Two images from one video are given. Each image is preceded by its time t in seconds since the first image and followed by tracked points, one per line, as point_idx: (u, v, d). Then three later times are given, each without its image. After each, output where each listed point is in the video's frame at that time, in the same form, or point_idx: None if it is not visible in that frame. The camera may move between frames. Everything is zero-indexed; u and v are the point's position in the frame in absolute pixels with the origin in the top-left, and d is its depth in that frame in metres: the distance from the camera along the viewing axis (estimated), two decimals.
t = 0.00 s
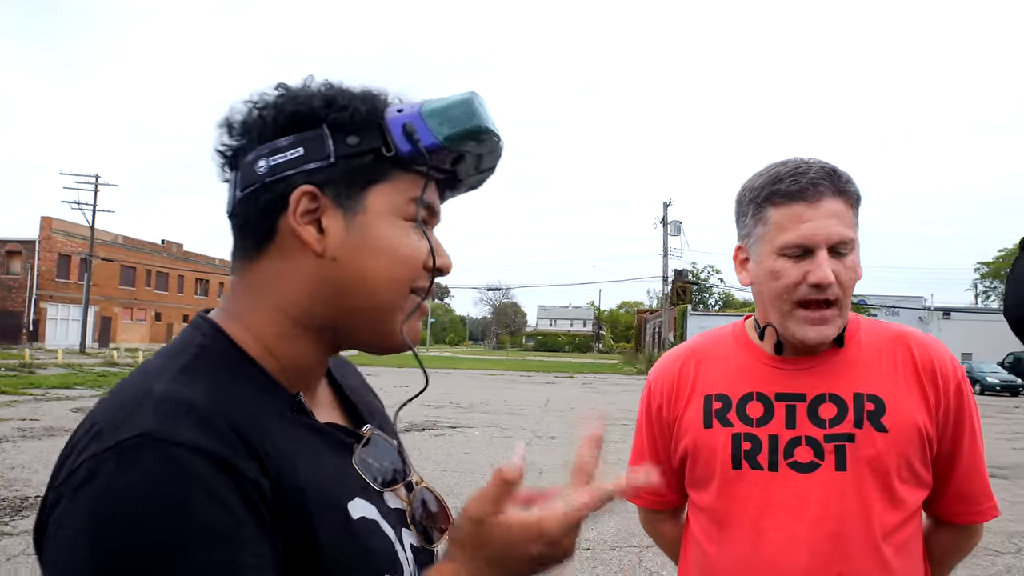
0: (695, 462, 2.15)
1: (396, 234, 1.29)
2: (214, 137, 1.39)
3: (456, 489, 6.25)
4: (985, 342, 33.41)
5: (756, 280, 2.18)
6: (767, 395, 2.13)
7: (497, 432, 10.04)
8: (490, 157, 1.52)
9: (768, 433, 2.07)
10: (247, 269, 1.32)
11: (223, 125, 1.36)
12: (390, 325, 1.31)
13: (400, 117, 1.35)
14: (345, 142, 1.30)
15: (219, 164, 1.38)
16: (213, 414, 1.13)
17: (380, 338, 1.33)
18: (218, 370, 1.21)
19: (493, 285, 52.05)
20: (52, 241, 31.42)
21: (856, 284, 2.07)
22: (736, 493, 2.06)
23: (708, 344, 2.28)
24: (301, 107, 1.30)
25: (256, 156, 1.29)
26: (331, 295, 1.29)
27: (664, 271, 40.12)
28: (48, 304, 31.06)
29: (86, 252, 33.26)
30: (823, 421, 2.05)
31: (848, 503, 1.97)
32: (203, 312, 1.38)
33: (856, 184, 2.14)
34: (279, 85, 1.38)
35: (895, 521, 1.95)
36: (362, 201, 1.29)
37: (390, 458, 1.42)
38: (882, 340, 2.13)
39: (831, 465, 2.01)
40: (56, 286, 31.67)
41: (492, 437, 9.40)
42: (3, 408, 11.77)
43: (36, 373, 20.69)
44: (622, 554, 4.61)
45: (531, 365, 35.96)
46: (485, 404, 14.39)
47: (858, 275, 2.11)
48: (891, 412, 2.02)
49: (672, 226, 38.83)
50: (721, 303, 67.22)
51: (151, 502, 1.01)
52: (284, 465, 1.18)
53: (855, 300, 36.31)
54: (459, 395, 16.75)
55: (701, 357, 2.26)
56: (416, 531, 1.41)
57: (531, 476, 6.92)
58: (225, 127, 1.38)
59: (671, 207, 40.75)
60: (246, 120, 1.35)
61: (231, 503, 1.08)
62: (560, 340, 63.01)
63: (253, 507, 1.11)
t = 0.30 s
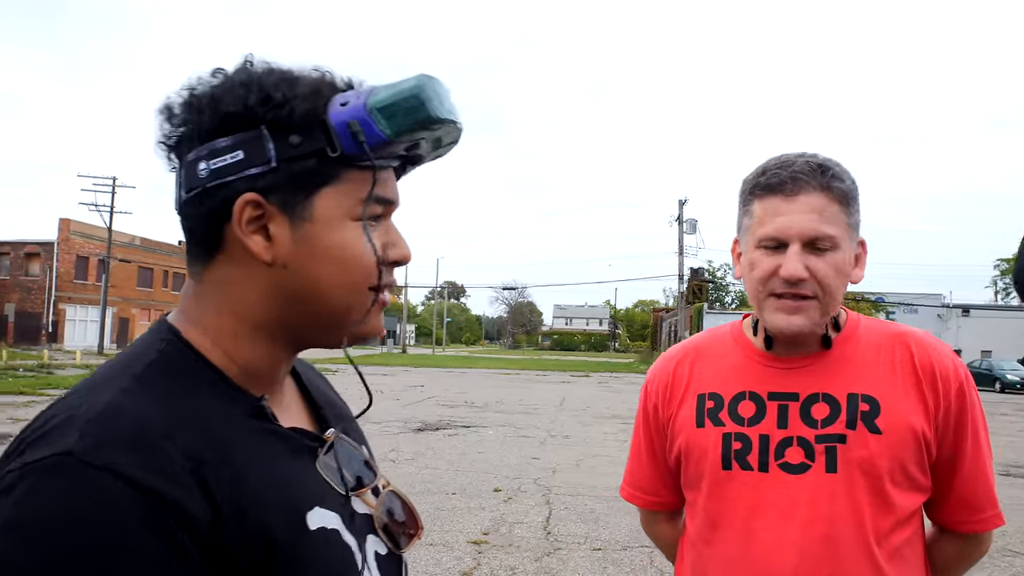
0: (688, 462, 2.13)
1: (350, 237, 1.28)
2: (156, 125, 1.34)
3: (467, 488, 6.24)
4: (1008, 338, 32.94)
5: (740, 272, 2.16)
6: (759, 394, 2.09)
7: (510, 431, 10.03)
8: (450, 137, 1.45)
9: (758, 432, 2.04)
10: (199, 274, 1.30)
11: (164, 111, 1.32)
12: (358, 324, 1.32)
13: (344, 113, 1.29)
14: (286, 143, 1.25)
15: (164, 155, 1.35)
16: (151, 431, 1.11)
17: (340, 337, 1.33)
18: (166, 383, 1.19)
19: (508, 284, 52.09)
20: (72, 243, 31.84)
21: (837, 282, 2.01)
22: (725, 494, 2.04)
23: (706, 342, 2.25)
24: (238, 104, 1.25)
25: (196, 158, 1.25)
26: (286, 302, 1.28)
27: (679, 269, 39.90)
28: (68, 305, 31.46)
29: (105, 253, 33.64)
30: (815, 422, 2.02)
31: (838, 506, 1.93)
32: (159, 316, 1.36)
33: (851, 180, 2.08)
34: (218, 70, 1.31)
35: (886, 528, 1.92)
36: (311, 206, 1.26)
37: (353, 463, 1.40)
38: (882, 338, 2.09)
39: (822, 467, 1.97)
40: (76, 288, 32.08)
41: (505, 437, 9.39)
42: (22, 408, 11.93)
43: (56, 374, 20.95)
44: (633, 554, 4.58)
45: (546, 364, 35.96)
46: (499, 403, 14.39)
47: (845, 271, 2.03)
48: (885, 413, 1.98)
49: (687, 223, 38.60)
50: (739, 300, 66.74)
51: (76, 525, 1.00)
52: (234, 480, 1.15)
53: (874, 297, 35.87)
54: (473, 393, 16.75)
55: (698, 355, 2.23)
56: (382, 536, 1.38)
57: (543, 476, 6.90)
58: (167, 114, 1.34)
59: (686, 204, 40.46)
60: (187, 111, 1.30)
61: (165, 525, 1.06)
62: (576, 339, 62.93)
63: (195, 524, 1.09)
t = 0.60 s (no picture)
0: (677, 460, 2.12)
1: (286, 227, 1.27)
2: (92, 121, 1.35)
3: (478, 489, 6.22)
4: None
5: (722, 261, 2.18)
6: (748, 390, 2.07)
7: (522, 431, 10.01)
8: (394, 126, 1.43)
9: (747, 430, 2.02)
10: (136, 270, 1.29)
11: (99, 107, 1.33)
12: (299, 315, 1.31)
13: (278, 101, 1.28)
14: (218, 133, 1.25)
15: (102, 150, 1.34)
16: (72, 431, 1.11)
17: (281, 330, 1.31)
18: (98, 383, 1.19)
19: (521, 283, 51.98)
20: (86, 249, 32.12)
21: (812, 265, 2.00)
22: (713, 492, 2.02)
23: (697, 339, 2.24)
24: (168, 95, 1.26)
25: (128, 151, 1.26)
26: (222, 296, 1.27)
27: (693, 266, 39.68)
28: (84, 311, 31.73)
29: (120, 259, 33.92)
30: (805, 419, 1.99)
31: (827, 505, 1.89)
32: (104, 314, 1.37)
33: (826, 162, 2.08)
34: (152, 63, 1.32)
35: (878, 528, 1.87)
36: (244, 198, 1.25)
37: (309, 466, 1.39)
38: (877, 333, 2.06)
39: (810, 465, 1.93)
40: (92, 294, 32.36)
41: (517, 437, 9.37)
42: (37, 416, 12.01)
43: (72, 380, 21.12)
44: (643, 554, 4.54)
45: (559, 364, 35.84)
46: (511, 403, 14.37)
47: (820, 256, 2.02)
48: (876, 409, 1.94)
49: (699, 219, 38.38)
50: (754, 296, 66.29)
51: None
52: (159, 481, 1.14)
53: (890, 291, 35.49)
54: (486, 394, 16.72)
55: (689, 352, 2.23)
56: (333, 542, 1.37)
57: (554, 475, 6.87)
58: (102, 110, 1.34)
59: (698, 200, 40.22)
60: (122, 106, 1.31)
61: (81, 524, 1.06)
62: (589, 338, 62.69)
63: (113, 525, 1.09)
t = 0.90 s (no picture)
0: (683, 471, 2.11)
1: (256, 251, 1.32)
2: (56, 128, 1.37)
3: (502, 500, 6.19)
4: None
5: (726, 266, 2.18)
6: (754, 400, 2.05)
7: (547, 442, 9.97)
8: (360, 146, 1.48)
9: (752, 440, 2.00)
10: (99, 283, 1.32)
11: (63, 116, 1.35)
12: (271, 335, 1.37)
13: (246, 127, 1.32)
14: (186, 157, 1.29)
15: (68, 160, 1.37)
16: (23, 424, 1.13)
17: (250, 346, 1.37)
18: (52, 382, 1.21)
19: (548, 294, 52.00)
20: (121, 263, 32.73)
21: (812, 269, 1.99)
22: (717, 504, 2.00)
23: (704, 347, 2.24)
24: (135, 117, 1.28)
25: (94, 169, 1.28)
26: (190, 315, 1.32)
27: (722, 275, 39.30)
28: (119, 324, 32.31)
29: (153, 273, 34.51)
30: (811, 428, 1.96)
31: (834, 519, 1.86)
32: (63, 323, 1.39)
33: (827, 163, 2.07)
34: (120, 76, 1.34)
35: (888, 544, 1.83)
36: (214, 223, 1.30)
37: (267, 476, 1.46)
38: (887, 340, 2.02)
39: (816, 476, 1.90)
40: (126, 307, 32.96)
41: (543, 448, 9.33)
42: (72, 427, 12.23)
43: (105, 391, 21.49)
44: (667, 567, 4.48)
45: (587, 373, 35.69)
46: (537, 414, 14.32)
47: (821, 259, 2.01)
48: (885, 419, 1.90)
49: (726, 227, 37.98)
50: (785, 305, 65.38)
51: None
52: (105, 480, 1.17)
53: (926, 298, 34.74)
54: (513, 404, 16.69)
55: (695, 360, 2.22)
56: (298, 550, 1.41)
57: (580, 486, 6.82)
58: (69, 118, 1.35)
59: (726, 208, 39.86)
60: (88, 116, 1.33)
61: (24, 512, 1.07)
62: (618, 348, 62.27)
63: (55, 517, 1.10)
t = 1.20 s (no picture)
0: (693, 473, 2.10)
1: (232, 242, 1.34)
2: (39, 136, 1.42)
3: (522, 504, 6.18)
4: None
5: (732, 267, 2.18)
6: (763, 400, 2.03)
7: (566, 445, 9.94)
8: (338, 140, 1.49)
9: (761, 441, 1.98)
10: (83, 285, 1.35)
11: (46, 125, 1.40)
12: (252, 328, 1.39)
13: (218, 120, 1.35)
14: (161, 151, 1.31)
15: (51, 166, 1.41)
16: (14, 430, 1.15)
17: (231, 340, 1.39)
18: (44, 389, 1.23)
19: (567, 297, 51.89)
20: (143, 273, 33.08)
21: (816, 267, 1.98)
22: (727, 505, 1.98)
23: (712, 347, 2.22)
24: (109, 114, 1.31)
25: (73, 169, 1.31)
26: (172, 311, 1.33)
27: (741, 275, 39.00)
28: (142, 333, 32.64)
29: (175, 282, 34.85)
30: (821, 429, 1.93)
31: (845, 520, 1.84)
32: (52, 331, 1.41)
33: (829, 159, 2.06)
34: (96, 81, 1.38)
35: (901, 547, 1.81)
36: (188, 216, 1.32)
37: (258, 480, 1.45)
38: (897, 338, 1.99)
39: (826, 477, 1.88)
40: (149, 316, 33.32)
41: (562, 451, 9.31)
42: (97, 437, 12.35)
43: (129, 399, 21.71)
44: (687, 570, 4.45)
45: (607, 376, 35.53)
46: (557, 417, 14.29)
47: (824, 257, 1.99)
48: (896, 419, 1.87)
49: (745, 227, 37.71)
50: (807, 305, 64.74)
51: None
52: (94, 485, 1.19)
53: (950, 296, 34.23)
54: (532, 408, 16.67)
55: (703, 361, 2.21)
56: (292, 555, 1.41)
57: (599, 490, 6.80)
58: (52, 127, 1.40)
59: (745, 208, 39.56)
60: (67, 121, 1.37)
61: (11, 516, 1.09)
62: (638, 350, 62.00)
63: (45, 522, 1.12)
